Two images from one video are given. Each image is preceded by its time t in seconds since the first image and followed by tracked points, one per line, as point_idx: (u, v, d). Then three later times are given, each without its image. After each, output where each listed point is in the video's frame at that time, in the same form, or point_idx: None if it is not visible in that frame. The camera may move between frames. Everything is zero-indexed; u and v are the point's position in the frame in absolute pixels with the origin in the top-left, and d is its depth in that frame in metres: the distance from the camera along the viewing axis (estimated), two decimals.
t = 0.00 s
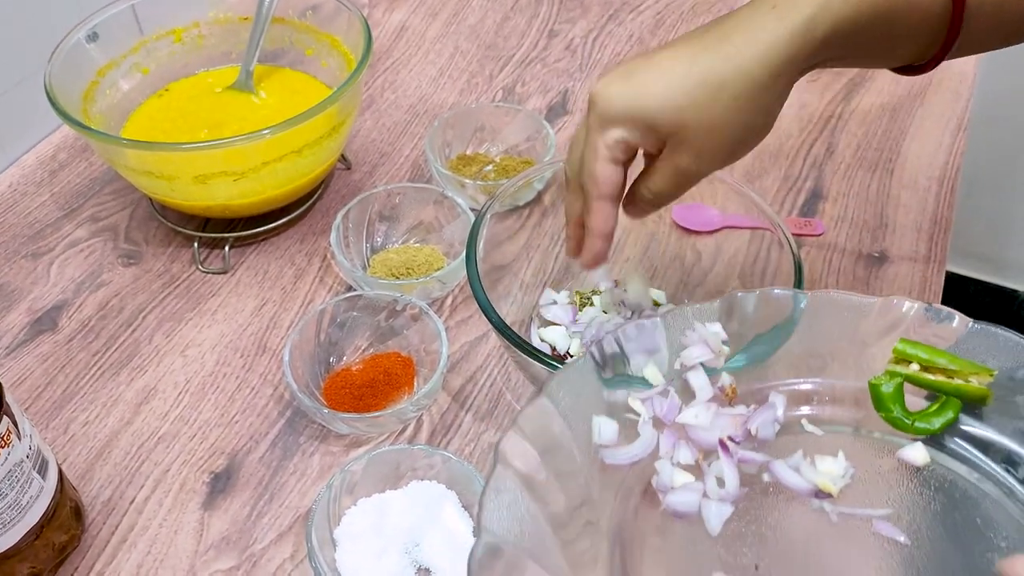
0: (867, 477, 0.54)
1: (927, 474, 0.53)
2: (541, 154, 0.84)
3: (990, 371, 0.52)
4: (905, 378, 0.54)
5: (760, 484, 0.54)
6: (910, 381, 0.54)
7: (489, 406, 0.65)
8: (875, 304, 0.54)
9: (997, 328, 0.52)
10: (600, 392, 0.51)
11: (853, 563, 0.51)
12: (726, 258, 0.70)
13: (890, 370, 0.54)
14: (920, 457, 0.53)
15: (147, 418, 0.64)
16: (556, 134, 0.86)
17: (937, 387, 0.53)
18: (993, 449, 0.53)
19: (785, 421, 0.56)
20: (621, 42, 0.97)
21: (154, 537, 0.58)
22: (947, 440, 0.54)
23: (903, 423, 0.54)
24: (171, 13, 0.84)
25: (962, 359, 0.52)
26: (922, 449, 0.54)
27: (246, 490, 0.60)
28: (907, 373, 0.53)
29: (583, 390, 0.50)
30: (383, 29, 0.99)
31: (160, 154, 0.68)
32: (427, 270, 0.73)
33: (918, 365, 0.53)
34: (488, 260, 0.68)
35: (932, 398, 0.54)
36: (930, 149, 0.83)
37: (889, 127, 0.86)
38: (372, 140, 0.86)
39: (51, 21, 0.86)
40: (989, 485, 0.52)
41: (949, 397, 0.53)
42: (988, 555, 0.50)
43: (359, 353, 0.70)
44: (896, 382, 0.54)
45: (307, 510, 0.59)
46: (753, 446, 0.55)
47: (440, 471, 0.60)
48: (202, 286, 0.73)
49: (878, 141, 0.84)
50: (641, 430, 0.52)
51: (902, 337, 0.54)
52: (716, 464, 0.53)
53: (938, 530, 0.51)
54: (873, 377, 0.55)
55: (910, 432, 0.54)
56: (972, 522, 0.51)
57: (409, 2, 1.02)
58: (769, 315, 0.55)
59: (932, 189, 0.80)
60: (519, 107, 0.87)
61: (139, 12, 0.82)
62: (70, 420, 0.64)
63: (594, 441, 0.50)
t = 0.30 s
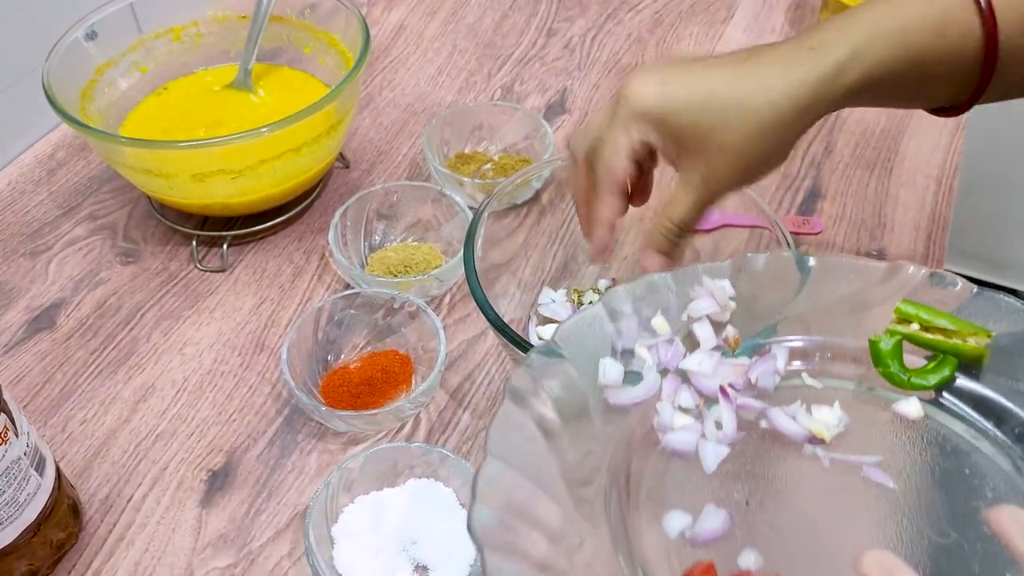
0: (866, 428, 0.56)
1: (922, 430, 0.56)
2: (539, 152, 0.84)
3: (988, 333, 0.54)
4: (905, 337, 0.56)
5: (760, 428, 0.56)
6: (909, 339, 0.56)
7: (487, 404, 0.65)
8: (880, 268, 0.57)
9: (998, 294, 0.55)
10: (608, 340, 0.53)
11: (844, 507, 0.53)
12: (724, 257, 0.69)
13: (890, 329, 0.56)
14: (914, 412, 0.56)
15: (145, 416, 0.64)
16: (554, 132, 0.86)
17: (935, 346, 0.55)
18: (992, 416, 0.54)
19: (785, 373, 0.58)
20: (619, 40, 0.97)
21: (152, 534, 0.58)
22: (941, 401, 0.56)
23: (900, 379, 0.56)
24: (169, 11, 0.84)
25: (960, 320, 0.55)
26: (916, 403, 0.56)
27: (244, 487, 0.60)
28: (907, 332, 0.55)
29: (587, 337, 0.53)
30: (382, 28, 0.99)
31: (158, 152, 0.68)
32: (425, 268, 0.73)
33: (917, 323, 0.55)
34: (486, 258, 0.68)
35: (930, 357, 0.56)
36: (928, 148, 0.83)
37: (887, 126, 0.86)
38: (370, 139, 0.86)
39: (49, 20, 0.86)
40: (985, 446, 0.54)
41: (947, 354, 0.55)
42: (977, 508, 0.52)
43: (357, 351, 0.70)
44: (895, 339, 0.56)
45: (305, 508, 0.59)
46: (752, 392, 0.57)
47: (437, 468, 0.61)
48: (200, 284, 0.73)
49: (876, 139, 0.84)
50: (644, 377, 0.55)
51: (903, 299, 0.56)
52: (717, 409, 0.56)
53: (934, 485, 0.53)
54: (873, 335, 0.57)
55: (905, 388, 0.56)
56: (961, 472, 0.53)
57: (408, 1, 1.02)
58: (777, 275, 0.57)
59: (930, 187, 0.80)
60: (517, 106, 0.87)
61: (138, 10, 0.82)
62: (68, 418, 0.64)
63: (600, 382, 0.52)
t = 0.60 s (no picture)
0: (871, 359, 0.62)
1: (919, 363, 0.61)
2: (537, 151, 0.84)
3: (989, 280, 0.58)
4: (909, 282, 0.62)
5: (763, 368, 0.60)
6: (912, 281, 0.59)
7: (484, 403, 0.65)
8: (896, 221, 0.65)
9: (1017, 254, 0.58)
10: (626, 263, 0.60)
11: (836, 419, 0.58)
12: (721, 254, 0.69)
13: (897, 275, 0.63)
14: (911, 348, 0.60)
15: (143, 414, 0.64)
16: (552, 132, 0.86)
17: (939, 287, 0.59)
18: (995, 362, 0.59)
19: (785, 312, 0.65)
20: (617, 40, 0.97)
21: (149, 532, 0.58)
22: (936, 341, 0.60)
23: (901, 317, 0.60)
24: (166, 11, 0.84)
25: (966, 267, 0.58)
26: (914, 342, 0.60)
27: (241, 486, 0.60)
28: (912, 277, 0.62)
29: (617, 253, 0.61)
30: (380, 28, 0.99)
31: (156, 152, 0.68)
32: (422, 268, 0.73)
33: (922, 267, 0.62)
34: (484, 257, 0.68)
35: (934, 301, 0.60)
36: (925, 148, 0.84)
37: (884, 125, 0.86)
38: (368, 139, 0.86)
39: (48, 19, 0.86)
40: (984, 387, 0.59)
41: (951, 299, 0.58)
42: (963, 432, 0.57)
43: (355, 350, 0.70)
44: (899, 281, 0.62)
45: (302, 506, 0.59)
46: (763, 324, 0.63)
47: (435, 467, 0.61)
48: (198, 283, 0.74)
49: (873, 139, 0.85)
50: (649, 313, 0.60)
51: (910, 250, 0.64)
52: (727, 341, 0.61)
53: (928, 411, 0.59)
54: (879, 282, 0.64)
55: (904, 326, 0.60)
56: (951, 401, 0.59)
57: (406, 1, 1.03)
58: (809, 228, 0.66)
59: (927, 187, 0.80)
60: (515, 106, 0.87)
61: (135, 9, 0.82)
62: (66, 417, 0.64)
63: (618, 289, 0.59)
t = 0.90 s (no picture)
0: (861, 349, 0.64)
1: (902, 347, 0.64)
2: (538, 151, 0.84)
3: (977, 263, 0.64)
4: (897, 264, 0.65)
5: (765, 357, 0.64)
6: (900, 267, 0.65)
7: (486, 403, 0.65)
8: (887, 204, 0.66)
9: (999, 235, 0.64)
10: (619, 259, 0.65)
11: (826, 407, 0.61)
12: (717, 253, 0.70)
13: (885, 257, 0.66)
14: (897, 331, 0.65)
15: (145, 414, 0.64)
16: (553, 132, 0.86)
17: (925, 272, 0.64)
18: (984, 344, 0.62)
19: (770, 293, 0.68)
20: (617, 40, 0.97)
21: (151, 532, 0.58)
22: (931, 326, 0.65)
23: (889, 302, 0.65)
24: (168, 11, 0.84)
25: (952, 252, 0.64)
26: (901, 324, 0.65)
27: (243, 485, 0.60)
28: (901, 261, 0.65)
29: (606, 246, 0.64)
30: (381, 28, 0.99)
31: (157, 151, 0.68)
32: (424, 267, 0.73)
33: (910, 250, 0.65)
34: (485, 257, 0.68)
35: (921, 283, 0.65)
36: (926, 148, 0.84)
37: (885, 126, 0.86)
38: (369, 138, 0.86)
39: (48, 19, 0.86)
40: (970, 371, 0.62)
41: (936, 281, 0.64)
42: (948, 416, 0.60)
43: (356, 349, 0.70)
44: (887, 264, 0.65)
45: (304, 506, 0.59)
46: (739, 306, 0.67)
47: (436, 467, 0.61)
48: (200, 282, 0.74)
49: (874, 139, 0.85)
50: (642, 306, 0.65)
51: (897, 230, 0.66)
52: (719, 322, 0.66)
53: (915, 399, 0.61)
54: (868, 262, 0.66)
55: (891, 309, 0.65)
56: (935, 384, 0.62)
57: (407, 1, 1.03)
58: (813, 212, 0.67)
59: (928, 187, 0.80)
60: (516, 106, 0.87)
61: (136, 10, 0.82)
62: (68, 417, 0.64)
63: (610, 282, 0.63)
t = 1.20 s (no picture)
0: (831, 358, 0.64)
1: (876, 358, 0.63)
2: (540, 154, 0.84)
3: (937, 280, 0.63)
4: (863, 281, 0.65)
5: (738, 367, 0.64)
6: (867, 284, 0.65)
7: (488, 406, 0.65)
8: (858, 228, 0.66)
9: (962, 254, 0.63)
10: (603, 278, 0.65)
11: (799, 409, 0.61)
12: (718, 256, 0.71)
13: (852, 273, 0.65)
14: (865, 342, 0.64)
15: (149, 417, 0.64)
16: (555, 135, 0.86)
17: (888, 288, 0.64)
18: (945, 356, 0.62)
19: (745, 310, 0.67)
20: (619, 43, 0.97)
21: (156, 535, 0.58)
22: (897, 340, 0.64)
23: (855, 317, 0.65)
24: (171, 14, 0.84)
25: (914, 268, 0.64)
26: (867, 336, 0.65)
27: (247, 488, 0.60)
28: (866, 277, 0.64)
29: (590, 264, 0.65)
30: (383, 31, 1.00)
31: (161, 155, 0.68)
32: (427, 270, 0.73)
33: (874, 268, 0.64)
34: (488, 260, 0.68)
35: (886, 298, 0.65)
36: (927, 151, 0.84)
37: (887, 128, 0.87)
38: (372, 141, 0.86)
39: (52, 22, 0.87)
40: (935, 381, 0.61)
41: (899, 296, 0.64)
42: (910, 420, 0.59)
43: (359, 352, 0.70)
44: (853, 281, 0.65)
45: (308, 509, 0.59)
46: (714, 322, 0.67)
47: (439, 470, 0.61)
48: (203, 285, 0.74)
49: (875, 142, 0.85)
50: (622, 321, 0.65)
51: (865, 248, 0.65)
52: (695, 336, 0.66)
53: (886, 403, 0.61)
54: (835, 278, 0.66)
55: (859, 323, 0.65)
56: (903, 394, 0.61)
57: (410, 3, 1.03)
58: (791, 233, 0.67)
59: (928, 189, 0.80)
60: (517, 109, 0.87)
61: (140, 14, 0.82)
62: (72, 419, 0.64)
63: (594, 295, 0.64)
